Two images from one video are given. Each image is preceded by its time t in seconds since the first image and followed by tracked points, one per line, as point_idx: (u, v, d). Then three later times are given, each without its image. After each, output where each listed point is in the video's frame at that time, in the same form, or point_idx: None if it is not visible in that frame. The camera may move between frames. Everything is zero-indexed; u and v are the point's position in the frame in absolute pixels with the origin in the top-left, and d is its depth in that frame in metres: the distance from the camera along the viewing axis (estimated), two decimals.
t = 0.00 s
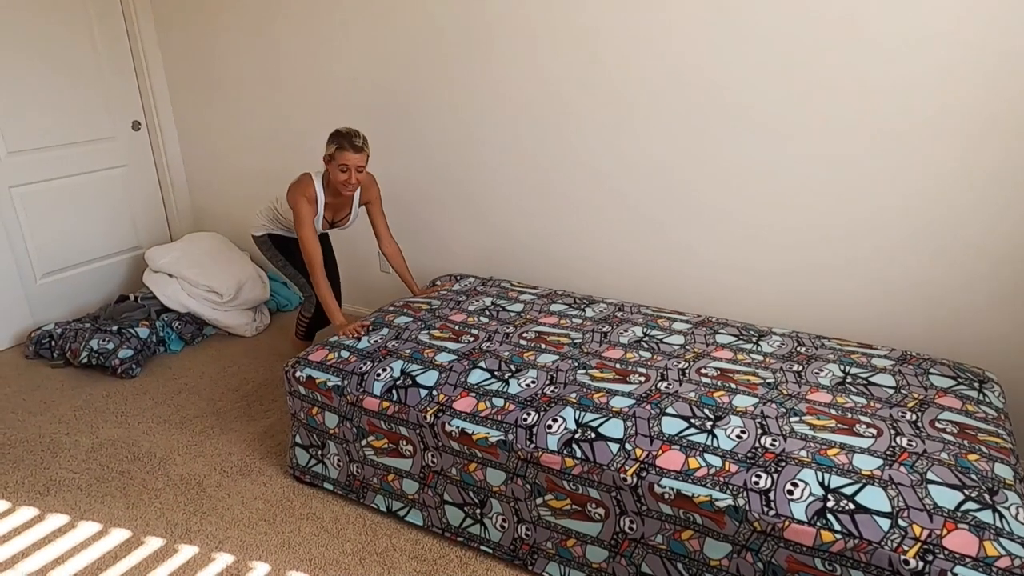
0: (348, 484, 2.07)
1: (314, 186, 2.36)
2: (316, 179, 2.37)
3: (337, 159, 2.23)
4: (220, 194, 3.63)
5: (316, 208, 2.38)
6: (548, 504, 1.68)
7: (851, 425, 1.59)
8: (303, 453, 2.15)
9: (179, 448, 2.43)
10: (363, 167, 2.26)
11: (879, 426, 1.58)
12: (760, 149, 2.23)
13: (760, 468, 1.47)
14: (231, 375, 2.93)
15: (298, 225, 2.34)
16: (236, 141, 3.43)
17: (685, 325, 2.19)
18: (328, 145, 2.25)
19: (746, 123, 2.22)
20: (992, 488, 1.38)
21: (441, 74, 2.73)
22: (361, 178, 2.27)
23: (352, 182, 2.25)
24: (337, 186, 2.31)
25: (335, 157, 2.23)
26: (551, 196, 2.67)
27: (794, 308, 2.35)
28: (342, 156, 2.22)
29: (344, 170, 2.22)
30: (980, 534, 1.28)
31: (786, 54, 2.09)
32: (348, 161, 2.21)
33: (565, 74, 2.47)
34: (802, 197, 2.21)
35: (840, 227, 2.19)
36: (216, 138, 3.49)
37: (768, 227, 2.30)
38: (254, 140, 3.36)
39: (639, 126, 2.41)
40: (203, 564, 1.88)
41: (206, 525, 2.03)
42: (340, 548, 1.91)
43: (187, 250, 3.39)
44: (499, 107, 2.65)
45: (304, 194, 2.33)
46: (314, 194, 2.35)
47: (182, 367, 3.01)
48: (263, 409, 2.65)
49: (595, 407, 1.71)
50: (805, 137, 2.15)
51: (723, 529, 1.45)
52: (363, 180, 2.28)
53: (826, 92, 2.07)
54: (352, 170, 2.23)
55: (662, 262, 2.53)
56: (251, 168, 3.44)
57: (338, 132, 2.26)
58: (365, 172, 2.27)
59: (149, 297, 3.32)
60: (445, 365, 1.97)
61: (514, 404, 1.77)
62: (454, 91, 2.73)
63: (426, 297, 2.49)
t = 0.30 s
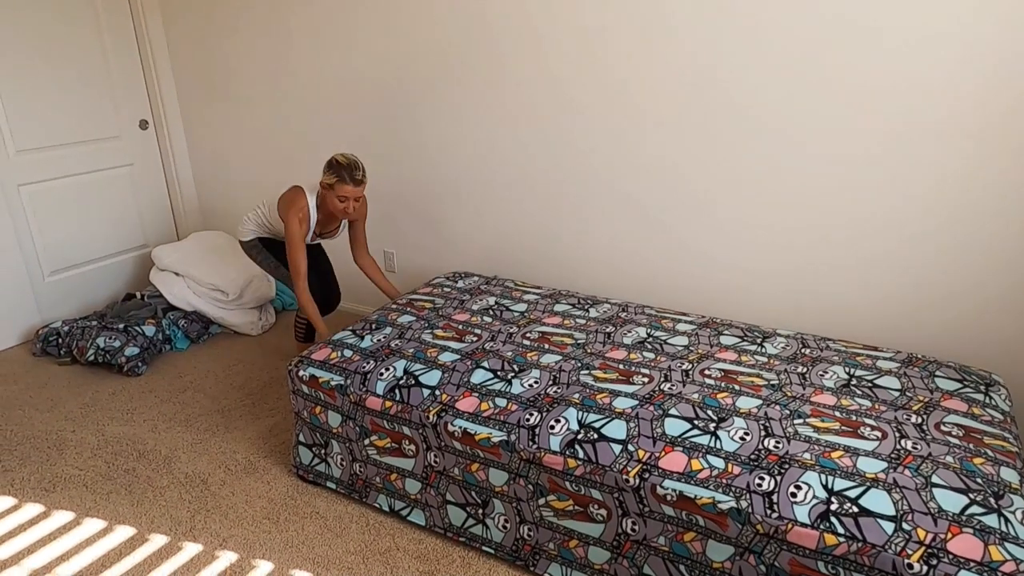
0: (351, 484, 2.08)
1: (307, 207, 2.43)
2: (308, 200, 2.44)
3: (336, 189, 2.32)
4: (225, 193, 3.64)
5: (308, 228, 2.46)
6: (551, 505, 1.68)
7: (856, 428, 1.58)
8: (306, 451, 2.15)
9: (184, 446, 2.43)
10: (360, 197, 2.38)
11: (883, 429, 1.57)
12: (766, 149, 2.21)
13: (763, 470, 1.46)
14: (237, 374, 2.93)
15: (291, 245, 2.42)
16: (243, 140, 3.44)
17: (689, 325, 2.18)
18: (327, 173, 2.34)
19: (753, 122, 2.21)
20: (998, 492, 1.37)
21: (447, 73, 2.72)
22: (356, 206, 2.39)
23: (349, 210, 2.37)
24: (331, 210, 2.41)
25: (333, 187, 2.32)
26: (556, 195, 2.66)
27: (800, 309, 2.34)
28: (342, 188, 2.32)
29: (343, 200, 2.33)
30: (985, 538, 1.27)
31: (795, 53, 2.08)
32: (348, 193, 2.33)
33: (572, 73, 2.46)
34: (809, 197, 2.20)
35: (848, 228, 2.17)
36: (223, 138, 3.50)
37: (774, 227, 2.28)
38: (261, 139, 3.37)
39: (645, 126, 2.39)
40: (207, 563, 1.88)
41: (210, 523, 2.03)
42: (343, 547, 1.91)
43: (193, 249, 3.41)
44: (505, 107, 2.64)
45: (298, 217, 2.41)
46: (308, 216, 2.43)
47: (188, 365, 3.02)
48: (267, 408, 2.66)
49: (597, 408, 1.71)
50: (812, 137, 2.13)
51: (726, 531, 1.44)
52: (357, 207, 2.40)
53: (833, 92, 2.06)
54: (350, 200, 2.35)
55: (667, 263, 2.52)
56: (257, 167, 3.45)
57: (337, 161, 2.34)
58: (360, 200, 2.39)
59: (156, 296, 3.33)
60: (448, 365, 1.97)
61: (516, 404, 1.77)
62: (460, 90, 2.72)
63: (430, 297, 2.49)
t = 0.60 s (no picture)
0: (355, 483, 2.08)
1: (309, 253, 2.61)
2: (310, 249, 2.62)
3: (333, 230, 2.50)
4: (231, 193, 3.65)
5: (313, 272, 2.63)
6: (554, 507, 1.67)
7: (860, 430, 1.57)
8: (310, 451, 2.15)
9: (188, 445, 2.44)
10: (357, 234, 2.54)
11: (888, 432, 1.56)
12: (774, 150, 2.20)
13: (767, 472, 1.45)
14: (241, 373, 2.94)
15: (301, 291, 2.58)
16: (248, 140, 3.45)
17: (693, 327, 2.18)
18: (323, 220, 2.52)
19: (758, 123, 2.20)
20: (1004, 496, 1.36)
21: (452, 73, 2.72)
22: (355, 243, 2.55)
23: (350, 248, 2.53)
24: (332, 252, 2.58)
25: (331, 231, 2.50)
26: (560, 196, 2.66)
27: (804, 311, 2.33)
28: (337, 229, 2.49)
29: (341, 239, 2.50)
30: (990, 542, 1.26)
31: (801, 54, 2.06)
32: (344, 232, 2.50)
33: (576, 73, 2.46)
34: (815, 199, 2.19)
35: (853, 230, 2.16)
36: (228, 137, 3.51)
37: (780, 228, 2.27)
38: (266, 139, 3.38)
39: (650, 127, 2.39)
40: (211, 561, 1.88)
41: (214, 522, 2.04)
42: (347, 547, 1.91)
43: (198, 249, 3.44)
44: (509, 107, 2.64)
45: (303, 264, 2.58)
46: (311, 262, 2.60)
47: (193, 364, 3.03)
48: (272, 407, 2.66)
49: (601, 409, 1.71)
50: (818, 138, 2.12)
51: (729, 534, 1.44)
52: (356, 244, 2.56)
53: (838, 91, 2.05)
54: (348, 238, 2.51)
55: (671, 264, 2.52)
56: (263, 167, 3.46)
57: (330, 206, 2.52)
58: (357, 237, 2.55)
59: (162, 295, 3.34)
60: (452, 366, 1.97)
61: (519, 405, 1.77)
62: (465, 91, 2.72)
63: (434, 297, 2.49)
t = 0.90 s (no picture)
0: (357, 482, 2.08)
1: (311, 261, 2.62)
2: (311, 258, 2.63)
3: (331, 233, 2.50)
4: (235, 191, 3.65)
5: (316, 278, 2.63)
6: (558, 507, 1.67)
7: (865, 432, 1.56)
8: (313, 450, 2.15)
9: (192, 443, 2.44)
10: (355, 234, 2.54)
11: (894, 434, 1.55)
12: (778, 150, 2.19)
13: (771, 474, 1.45)
14: (245, 372, 2.94)
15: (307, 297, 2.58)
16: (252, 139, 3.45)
17: (697, 327, 2.17)
18: (320, 226, 2.53)
19: (763, 123, 2.19)
20: (1010, 499, 1.35)
21: (456, 72, 2.72)
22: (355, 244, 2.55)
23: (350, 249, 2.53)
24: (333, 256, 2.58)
25: (330, 235, 2.50)
26: (564, 196, 2.65)
27: (808, 311, 2.32)
28: (333, 231, 2.50)
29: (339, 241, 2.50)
30: (997, 545, 1.25)
31: (808, 53, 2.05)
32: (342, 232, 2.50)
33: (581, 73, 2.45)
34: (820, 199, 2.18)
35: (859, 230, 2.15)
36: (233, 136, 3.52)
37: (784, 229, 2.26)
38: (270, 138, 3.38)
39: (655, 126, 2.38)
40: (213, 559, 1.88)
41: (216, 520, 2.04)
42: (350, 546, 1.91)
43: (202, 248, 3.45)
44: (514, 106, 2.64)
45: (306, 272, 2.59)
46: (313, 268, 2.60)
47: (196, 363, 3.03)
48: (275, 406, 2.66)
49: (605, 409, 1.70)
50: (823, 138, 2.11)
51: (733, 535, 1.43)
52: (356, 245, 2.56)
53: (844, 91, 2.04)
54: (346, 239, 2.52)
55: (675, 264, 2.51)
56: (267, 165, 3.46)
57: (325, 211, 2.54)
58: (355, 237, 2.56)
59: (165, 293, 3.35)
60: (455, 365, 1.97)
61: (523, 405, 1.76)
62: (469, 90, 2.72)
63: (437, 296, 2.49)
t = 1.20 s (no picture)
0: (356, 479, 2.08)
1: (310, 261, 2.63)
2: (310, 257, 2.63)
3: (331, 232, 2.51)
4: (238, 190, 3.66)
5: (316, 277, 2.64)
6: (555, 504, 1.67)
7: (862, 431, 1.56)
8: (312, 447, 2.16)
9: (193, 440, 2.45)
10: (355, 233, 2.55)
11: (890, 432, 1.55)
12: (779, 151, 2.19)
13: (767, 472, 1.45)
14: (247, 370, 2.95)
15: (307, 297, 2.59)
16: (255, 138, 3.46)
17: (696, 325, 2.17)
18: (320, 225, 2.53)
19: (764, 123, 2.19)
20: (1006, 498, 1.35)
21: (459, 72, 2.72)
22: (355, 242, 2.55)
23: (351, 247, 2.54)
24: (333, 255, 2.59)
25: (330, 233, 2.51)
26: (565, 195, 2.65)
27: (809, 311, 2.32)
28: (334, 229, 2.50)
29: (340, 239, 2.51)
30: (991, 544, 1.25)
31: (809, 53, 2.05)
32: (342, 230, 2.50)
33: (583, 73, 2.45)
34: (821, 199, 2.17)
35: (859, 230, 2.15)
36: (236, 135, 3.53)
37: (785, 228, 2.26)
38: (273, 137, 3.39)
39: (656, 126, 2.38)
40: (215, 557, 1.89)
41: (218, 518, 2.05)
42: (349, 543, 1.92)
43: (205, 245, 3.46)
44: (516, 106, 2.64)
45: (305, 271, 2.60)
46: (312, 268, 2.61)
47: (199, 361, 3.04)
48: (277, 404, 2.67)
49: (602, 407, 1.70)
50: (824, 138, 2.11)
51: (729, 533, 1.43)
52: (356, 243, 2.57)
53: (846, 91, 2.04)
54: (347, 238, 2.52)
55: (675, 263, 2.51)
56: (269, 164, 3.47)
57: (325, 211, 2.54)
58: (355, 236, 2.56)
59: (169, 291, 3.35)
60: (453, 362, 1.97)
61: (520, 402, 1.77)
62: (471, 89, 2.72)
63: (436, 294, 2.49)
